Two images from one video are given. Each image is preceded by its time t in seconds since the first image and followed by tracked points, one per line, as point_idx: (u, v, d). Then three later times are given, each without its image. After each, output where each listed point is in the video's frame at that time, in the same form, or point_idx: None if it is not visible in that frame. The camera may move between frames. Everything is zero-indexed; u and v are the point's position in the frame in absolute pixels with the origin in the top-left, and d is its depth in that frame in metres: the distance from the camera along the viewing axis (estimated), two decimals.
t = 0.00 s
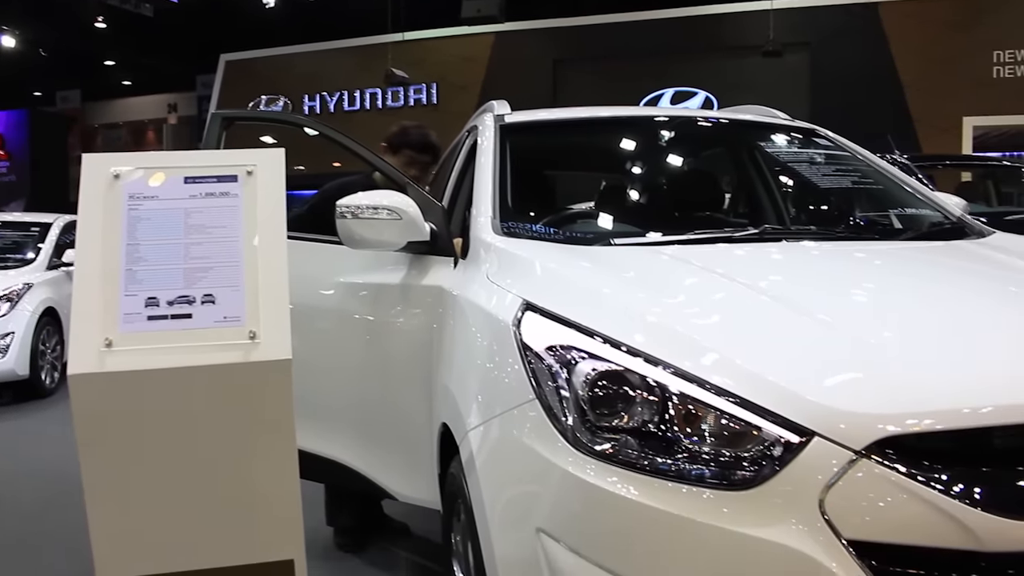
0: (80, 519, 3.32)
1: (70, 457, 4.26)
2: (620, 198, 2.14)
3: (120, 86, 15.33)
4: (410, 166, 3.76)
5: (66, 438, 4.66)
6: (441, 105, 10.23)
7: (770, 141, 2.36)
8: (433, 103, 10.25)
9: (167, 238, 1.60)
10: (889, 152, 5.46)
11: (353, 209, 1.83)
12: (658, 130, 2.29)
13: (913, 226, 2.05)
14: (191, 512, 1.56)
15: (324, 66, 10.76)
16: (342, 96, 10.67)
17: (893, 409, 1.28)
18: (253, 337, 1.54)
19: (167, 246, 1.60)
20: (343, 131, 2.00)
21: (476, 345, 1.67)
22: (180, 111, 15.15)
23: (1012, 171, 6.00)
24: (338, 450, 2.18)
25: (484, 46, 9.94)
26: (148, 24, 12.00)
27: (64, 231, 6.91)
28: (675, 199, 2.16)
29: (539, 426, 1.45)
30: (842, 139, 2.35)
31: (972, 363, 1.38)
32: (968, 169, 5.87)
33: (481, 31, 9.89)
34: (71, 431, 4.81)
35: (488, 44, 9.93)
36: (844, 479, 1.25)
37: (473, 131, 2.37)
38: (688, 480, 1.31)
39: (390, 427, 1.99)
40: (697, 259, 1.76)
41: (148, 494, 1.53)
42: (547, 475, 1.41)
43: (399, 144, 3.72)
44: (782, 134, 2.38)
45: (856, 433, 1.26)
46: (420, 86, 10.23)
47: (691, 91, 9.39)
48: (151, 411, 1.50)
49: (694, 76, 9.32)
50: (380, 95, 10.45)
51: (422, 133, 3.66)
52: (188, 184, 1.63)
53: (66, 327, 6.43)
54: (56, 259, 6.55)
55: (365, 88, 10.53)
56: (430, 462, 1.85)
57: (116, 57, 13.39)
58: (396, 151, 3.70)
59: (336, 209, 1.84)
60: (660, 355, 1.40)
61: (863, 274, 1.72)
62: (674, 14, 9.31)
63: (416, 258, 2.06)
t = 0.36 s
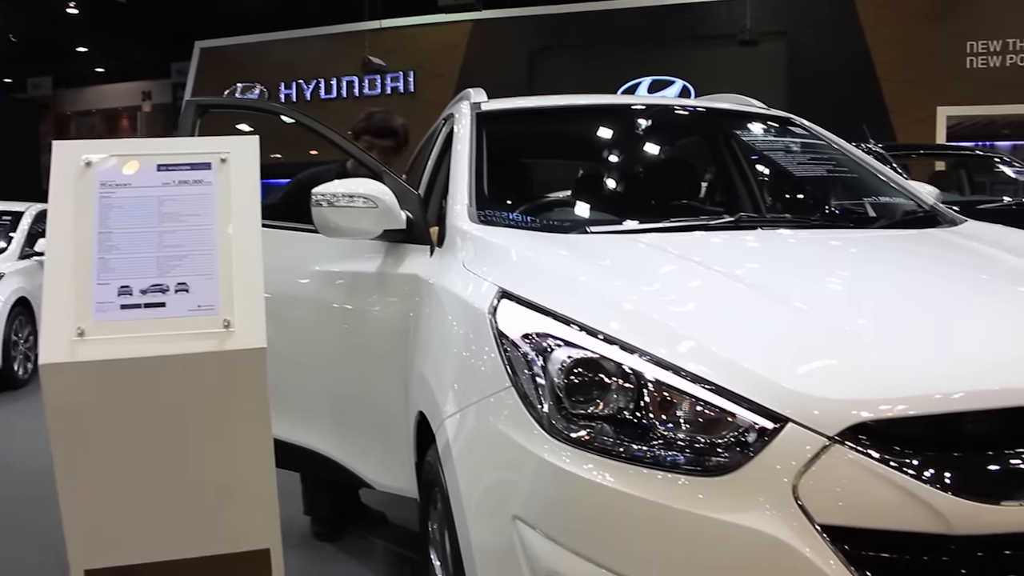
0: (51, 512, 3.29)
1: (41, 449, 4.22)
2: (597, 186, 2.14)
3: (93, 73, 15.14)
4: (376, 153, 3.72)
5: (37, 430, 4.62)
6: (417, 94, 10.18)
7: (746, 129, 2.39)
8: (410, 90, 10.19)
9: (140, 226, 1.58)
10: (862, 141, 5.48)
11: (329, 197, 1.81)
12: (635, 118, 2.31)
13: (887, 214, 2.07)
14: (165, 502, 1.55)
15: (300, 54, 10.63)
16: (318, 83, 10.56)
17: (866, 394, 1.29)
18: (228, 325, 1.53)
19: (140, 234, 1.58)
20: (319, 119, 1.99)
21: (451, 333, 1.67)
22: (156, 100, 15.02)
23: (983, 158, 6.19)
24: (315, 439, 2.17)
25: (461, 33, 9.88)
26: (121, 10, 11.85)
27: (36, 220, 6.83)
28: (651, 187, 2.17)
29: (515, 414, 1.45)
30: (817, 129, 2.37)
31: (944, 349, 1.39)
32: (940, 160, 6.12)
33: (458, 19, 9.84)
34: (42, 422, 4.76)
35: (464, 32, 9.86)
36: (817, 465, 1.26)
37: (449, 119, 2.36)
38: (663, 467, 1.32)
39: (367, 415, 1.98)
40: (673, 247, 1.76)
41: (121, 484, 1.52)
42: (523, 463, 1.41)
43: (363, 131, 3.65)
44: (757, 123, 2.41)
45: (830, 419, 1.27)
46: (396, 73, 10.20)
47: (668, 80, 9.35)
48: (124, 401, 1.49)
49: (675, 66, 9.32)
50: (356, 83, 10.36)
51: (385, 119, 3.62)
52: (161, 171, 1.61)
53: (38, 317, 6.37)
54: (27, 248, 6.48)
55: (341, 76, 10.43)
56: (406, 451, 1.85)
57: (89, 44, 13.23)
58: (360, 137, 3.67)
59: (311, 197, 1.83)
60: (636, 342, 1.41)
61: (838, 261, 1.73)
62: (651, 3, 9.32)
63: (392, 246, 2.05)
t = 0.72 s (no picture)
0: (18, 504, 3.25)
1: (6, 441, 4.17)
2: (570, 173, 2.14)
3: (62, 61, 14.91)
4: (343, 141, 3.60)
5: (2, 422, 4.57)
6: (391, 81, 10.03)
7: (720, 117, 2.39)
8: (383, 78, 10.04)
9: (108, 213, 1.56)
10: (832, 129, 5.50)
11: (300, 182, 1.81)
12: (608, 105, 2.31)
13: (858, 201, 2.09)
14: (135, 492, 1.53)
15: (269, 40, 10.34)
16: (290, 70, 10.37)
17: (835, 379, 1.30)
18: (198, 313, 1.52)
19: (108, 221, 1.56)
20: (291, 107, 1.98)
21: (424, 320, 1.67)
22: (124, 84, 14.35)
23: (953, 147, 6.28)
24: (289, 427, 2.16)
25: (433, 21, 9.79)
26: None
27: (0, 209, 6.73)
28: (624, 174, 2.17)
29: (487, 401, 1.45)
30: (789, 116, 2.38)
31: (911, 334, 1.41)
32: (912, 147, 6.17)
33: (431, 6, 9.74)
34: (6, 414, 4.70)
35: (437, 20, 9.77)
36: (787, 449, 1.27)
37: (422, 106, 2.35)
38: (636, 452, 1.33)
39: (342, 403, 1.98)
40: (646, 233, 1.76)
41: (89, 474, 1.51)
42: (495, 449, 1.41)
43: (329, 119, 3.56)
44: (731, 111, 2.41)
45: (800, 404, 1.28)
46: (369, 60, 10.06)
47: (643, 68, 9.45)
48: (92, 391, 1.47)
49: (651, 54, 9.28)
50: (329, 70, 10.19)
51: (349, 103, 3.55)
52: (129, 157, 1.59)
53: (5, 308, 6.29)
54: None
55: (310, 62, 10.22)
56: (380, 439, 1.85)
57: (57, 31, 13.03)
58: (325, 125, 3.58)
59: (282, 183, 1.82)
60: (608, 329, 1.41)
61: (811, 248, 1.74)
62: None
63: (365, 233, 2.05)
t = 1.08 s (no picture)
0: None
1: None
2: (544, 160, 2.15)
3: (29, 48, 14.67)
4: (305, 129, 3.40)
5: None
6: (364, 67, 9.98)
7: (693, 103, 2.41)
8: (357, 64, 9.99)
9: (74, 199, 1.54)
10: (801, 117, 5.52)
11: (272, 169, 1.79)
12: (582, 92, 2.32)
13: (829, 187, 2.10)
14: (105, 483, 1.52)
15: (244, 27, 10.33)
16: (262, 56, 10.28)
17: (806, 363, 1.31)
18: (167, 301, 1.50)
19: (75, 208, 1.54)
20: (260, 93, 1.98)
21: (396, 307, 1.66)
22: (94, 71, 14.17)
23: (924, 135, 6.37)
24: (262, 416, 2.15)
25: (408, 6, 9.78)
26: None
27: None
28: (598, 161, 2.17)
29: (459, 388, 1.45)
30: (761, 103, 2.39)
31: (880, 319, 1.42)
32: (884, 134, 6.21)
33: None
34: None
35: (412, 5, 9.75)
36: (758, 433, 1.28)
37: (394, 93, 2.34)
38: (608, 437, 1.33)
39: (316, 391, 1.97)
40: (620, 220, 1.76)
41: (58, 465, 1.50)
42: (467, 435, 1.41)
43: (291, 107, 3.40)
44: (704, 98, 2.42)
45: (770, 389, 1.29)
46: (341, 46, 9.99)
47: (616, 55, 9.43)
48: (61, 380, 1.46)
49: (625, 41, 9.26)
50: (302, 57, 10.16)
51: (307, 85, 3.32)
52: (96, 143, 1.57)
53: None
54: None
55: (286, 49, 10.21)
56: (353, 426, 1.84)
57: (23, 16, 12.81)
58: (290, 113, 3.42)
59: (254, 170, 1.81)
60: (581, 315, 1.41)
61: (784, 235, 1.75)
62: None
63: (337, 220, 2.03)
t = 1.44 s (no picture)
0: None
1: None
2: (513, 148, 2.16)
3: None
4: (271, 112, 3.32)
5: None
6: (333, 54, 9.94)
7: (663, 91, 2.41)
8: (325, 52, 9.93)
9: (35, 185, 1.46)
10: (770, 106, 5.55)
11: (239, 157, 1.78)
12: (551, 79, 2.32)
13: (796, 174, 2.12)
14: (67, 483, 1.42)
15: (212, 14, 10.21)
16: (230, 43, 10.13)
17: (773, 349, 1.33)
18: (132, 290, 1.42)
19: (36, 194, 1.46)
20: (225, 79, 1.99)
21: (365, 295, 1.65)
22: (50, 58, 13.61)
23: (891, 123, 6.45)
24: (231, 406, 2.13)
25: None
26: None
27: None
28: (567, 148, 2.19)
29: (429, 376, 1.44)
30: (730, 92, 2.40)
31: (845, 304, 1.44)
32: (852, 122, 6.27)
33: None
34: None
35: None
36: (725, 418, 1.29)
37: (363, 79, 2.33)
38: (577, 424, 1.33)
39: (285, 380, 1.96)
40: (589, 208, 1.77)
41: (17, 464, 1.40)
42: (437, 423, 1.41)
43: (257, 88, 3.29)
44: (675, 85, 2.42)
45: (738, 374, 1.30)
46: (312, 33, 9.90)
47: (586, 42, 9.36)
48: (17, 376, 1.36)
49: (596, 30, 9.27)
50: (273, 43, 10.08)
51: (273, 71, 3.26)
52: (57, 129, 1.47)
53: None
54: None
55: (255, 36, 10.09)
56: (323, 415, 1.83)
57: None
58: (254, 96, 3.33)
59: (220, 158, 1.79)
60: (550, 303, 1.41)
61: (753, 222, 1.76)
62: None
63: (304, 208, 2.02)
